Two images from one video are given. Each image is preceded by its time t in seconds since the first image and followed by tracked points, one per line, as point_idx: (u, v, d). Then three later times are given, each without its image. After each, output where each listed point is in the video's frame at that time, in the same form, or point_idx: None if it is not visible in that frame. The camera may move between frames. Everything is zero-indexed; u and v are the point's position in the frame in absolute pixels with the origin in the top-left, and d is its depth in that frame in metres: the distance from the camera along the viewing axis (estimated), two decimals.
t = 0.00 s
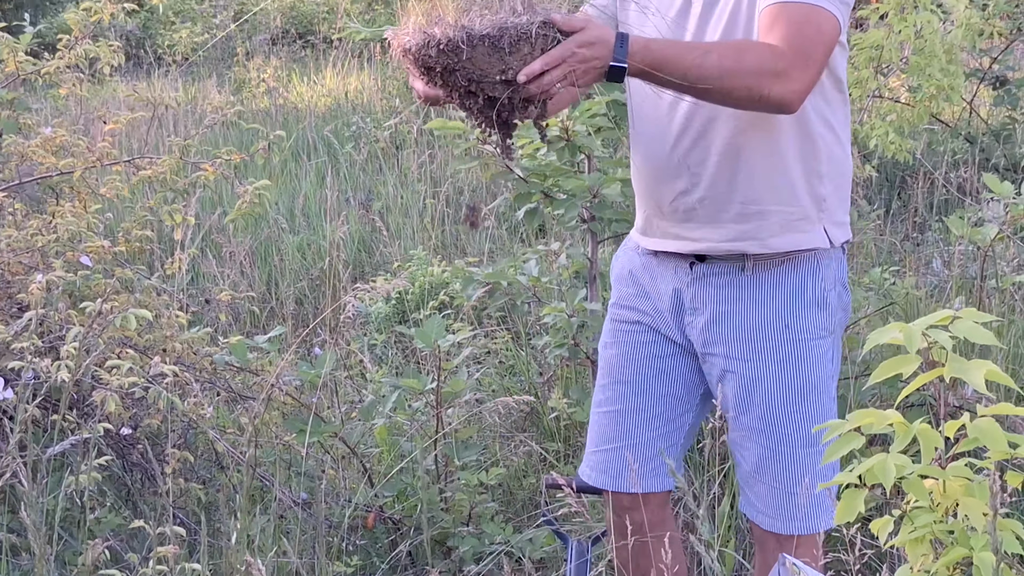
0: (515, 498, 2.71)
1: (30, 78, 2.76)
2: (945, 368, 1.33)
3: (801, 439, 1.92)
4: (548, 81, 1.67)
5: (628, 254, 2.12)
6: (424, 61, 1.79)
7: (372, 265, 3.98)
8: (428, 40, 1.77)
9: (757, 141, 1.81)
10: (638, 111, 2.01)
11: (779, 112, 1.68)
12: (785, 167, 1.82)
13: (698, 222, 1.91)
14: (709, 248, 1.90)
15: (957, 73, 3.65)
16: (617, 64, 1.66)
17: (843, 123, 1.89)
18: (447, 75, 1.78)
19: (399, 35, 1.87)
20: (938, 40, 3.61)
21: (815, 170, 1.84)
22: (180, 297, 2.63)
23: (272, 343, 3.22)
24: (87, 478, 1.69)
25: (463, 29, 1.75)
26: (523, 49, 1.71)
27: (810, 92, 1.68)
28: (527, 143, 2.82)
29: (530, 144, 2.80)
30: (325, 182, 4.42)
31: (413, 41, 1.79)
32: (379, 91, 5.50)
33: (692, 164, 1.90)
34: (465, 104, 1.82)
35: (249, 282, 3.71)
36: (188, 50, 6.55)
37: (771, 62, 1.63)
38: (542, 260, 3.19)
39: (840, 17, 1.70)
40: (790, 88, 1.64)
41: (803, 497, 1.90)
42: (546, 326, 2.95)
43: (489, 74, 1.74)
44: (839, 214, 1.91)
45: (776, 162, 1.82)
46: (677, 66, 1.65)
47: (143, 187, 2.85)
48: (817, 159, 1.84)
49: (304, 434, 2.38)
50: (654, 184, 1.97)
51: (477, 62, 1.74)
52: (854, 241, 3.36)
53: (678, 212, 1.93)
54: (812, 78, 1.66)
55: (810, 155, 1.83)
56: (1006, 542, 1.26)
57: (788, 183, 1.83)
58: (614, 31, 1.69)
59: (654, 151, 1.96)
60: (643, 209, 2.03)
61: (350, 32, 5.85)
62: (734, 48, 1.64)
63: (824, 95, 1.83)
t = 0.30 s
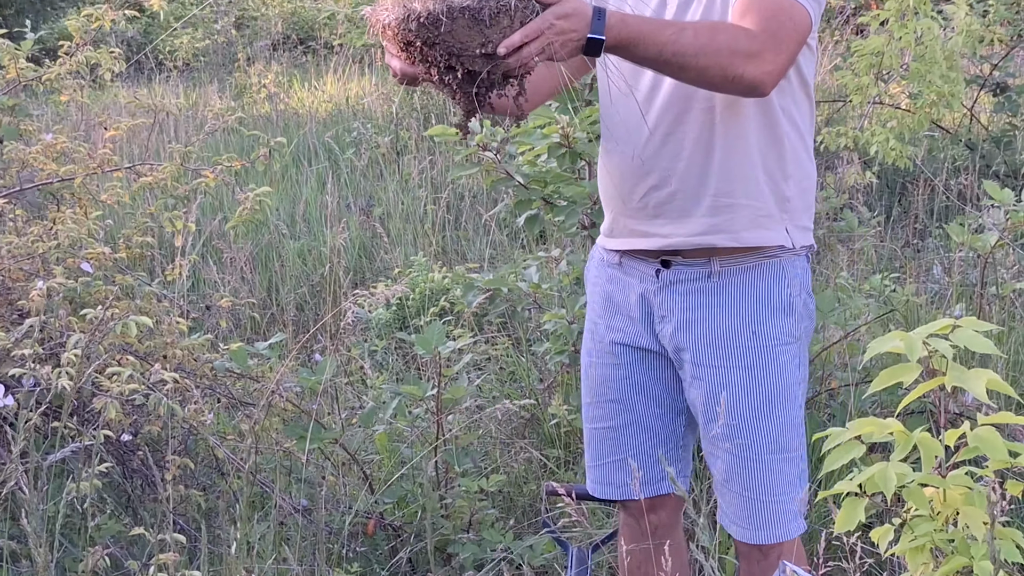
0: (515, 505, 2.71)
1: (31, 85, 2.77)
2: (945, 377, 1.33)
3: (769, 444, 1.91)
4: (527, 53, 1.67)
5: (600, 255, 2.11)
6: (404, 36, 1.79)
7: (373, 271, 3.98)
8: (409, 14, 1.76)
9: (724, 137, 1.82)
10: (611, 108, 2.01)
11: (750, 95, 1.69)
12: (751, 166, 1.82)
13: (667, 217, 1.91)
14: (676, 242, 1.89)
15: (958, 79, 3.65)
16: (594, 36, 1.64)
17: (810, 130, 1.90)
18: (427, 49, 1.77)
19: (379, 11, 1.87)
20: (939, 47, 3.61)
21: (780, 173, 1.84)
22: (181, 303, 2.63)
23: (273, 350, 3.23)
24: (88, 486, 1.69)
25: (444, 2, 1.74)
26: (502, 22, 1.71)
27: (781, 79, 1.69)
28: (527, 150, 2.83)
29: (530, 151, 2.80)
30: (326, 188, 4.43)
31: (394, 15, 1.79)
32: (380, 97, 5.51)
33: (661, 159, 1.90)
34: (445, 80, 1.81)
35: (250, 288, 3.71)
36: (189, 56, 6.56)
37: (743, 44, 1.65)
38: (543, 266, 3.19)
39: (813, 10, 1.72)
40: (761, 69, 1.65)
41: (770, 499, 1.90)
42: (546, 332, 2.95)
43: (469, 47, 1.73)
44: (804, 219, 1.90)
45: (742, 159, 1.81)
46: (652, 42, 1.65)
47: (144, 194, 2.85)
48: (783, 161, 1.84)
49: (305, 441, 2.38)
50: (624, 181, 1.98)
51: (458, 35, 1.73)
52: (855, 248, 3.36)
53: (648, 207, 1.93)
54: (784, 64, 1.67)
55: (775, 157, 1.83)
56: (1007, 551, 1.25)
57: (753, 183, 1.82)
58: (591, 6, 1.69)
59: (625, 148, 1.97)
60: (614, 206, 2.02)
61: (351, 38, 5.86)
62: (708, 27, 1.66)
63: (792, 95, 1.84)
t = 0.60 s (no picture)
0: (518, 542, 2.69)
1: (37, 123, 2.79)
2: (950, 418, 1.32)
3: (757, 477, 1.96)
4: (518, 81, 1.70)
5: (585, 291, 2.18)
6: (398, 59, 1.81)
7: (375, 306, 3.99)
8: (404, 37, 1.79)
9: (705, 176, 1.90)
10: (595, 148, 2.09)
11: (735, 129, 1.73)
12: (732, 203, 1.89)
13: (651, 254, 1.98)
14: (660, 277, 1.96)
15: (960, 116, 3.66)
16: (583, 65, 1.67)
17: (786, 170, 1.98)
18: (420, 72, 1.79)
19: (374, 33, 1.89)
20: (939, 83, 3.64)
21: (759, 210, 1.92)
22: (184, 339, 2.63)
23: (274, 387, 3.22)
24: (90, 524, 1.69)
25: (438, 27, 1.78)
26: (496, 48, 1.74)
27: (763, 114, 1.74)
28: (530, 187, 2.86)
29: (534, 188, 2.82)
30: (329, 224, 4.44)
31: (390, 37, 1.82)
32: (383, 132, 5.56)
33: (645, 198, 1.97)
34: (436, 104, 1.83)
35: (252, 323, 3.72)
36: (192, 92, 6.64)
37: (729, 77, 1.69)
38: (545, 302, 3.20)
39: (792, 49, 1.79)
40: (746, 102, 1.70)
41: (760, 531, 1.94)
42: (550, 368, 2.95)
43: (462, 72, 1.76)
44: (783, 254, 1.98)
45: (723, 196, 1.89)
46: (640, 72, 1.69)
47: (148, 231, 2.87)
48: (763, 198, 1.92)
49: (308, 477, 2.36)
50: (609, 218, 2.06)
51: (452, 60, 1.76)
52: (857, 283, 3.36)
53: (633, 245, 2.00)
54: (766, 99, 1.73)
55: (754, 195, 1.91)
56: None
57: (733, 220, 1.89)
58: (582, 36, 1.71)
59: (609, 187, 2.05)
60: (599, 242, 2.10)
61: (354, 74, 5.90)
62: (694, 61, 1.71)
63: (769, 135, 1.93)
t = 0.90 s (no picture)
0: None
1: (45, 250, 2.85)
2: (954, 554, 1.27)
3: None
4: (523, 205, 1.69)
5: (580, 414, 2.17)
6: (404, 183, 1.81)
7: (376, 428, 3.97)
8: (410, 162, 1.80)
9: (700, 302, 1.90)
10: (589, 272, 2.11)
11: (731, 255, 1.76)
12: (728, 329, 1.90)
13: (647, 381, 1.98)
14: (659, 403, 1.95)
15: (958, 239, 3.68)
16: (586, 192, 1.66)
17: (778, 292, 2.01)
18: (425, 196, 1.79)
19: (380, 158, 1.90)
20: (937, 206, 3.68)
21: (754, 335, 1.92)
22: (182, 465, 2.60)
23: (273, 512, 3.16)
24: None
25: (444, 152, 1.78)
26: (500, 173, 1.74)
27: (758, 242, 1.77)
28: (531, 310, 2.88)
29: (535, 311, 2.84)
30: (330, 343, 4.45)
31: (396, 162, 1.82)
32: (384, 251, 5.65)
33: (641, 323, 1.98)
34: (441, 227, 1.82)
35: (252, 446, 3.69)
36: (196, 211, 6.82)
37: (726, 205, 1.72)
38: (547, 425, 3.17)
39: (782, 178, 1.84)
40: (742, 231, 1.73)
41: None
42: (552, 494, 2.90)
43: (467, 196, 1.75)
44: (778, 378, 1.98)
45: (718, 323, 1.89)
46: (640, 199, 1.69)
47: (151, 355, 2.88)
48: (757, 323, 1.93)
49: None
50: (605, 342, 2.05)
51: (457, 184, 1.76)
52: (860, 407, 3.33)
53: (629, 371, 2.00)
54: (761, 228, 1.76)
55: (749, 320, 1.92)
56: None
57: (730, 345, 1.90)
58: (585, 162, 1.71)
59: (605, 311, 2.05)
60: (594, 365, 2.09)
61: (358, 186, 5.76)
62: (692, 189, 1.72)
63: (761, 259, 1.95)
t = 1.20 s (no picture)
0: None
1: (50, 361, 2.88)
2: None
3: None
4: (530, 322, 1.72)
5: (582, 524, 2.16)
6: (412, 299, 1.84)
7: (375, 539, 3.90)
8: (418, 280, 1.83)
9: (698, 415, 1.91)
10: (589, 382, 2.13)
11: (737, 364, 1.78)
12: (726, 442, 1.90)
13: (647, 493, 1.98)
14: (660, 517, 1.94)
15: (958, 347, 3.70)
16: (594, 305, 1.68)
17: (777, 401, 2.01)
18: (433, 313, 1.82)
19: (386, 274, 1.93)
20: (937, 314, 3.71)
21: (754, 448, 1.93)
22: None
23: None
24: None
25: (452, 270, 1.81)
26: (508, 291, 1.77)
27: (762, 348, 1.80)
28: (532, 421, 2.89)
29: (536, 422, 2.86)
30: (331, 451, 4.42)
31: (403, 279, 1.85)
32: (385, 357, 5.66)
33: (640, 437, 1.98)
34: (448, 342, 1.84)
35: (248, 558, 3.63)
36: (196, 317, 6.88)
37: (730, 315, 1.75)
38: (548, 537, 3.13)
39: (781, 286, 1.88)
40: (748, 339, 1.76)
41: None
42: None
43: (475, 313, 1.78)
44: (780, 490, 1.98)
45: (716, 437, 1.90)
46: (646, 311, 1.71)
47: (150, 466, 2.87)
48: (755, 434, 1.93)
49: None
50: (604, 454, 2.06)
51: (465, 302, 1.79)
52: (864, 519, 3.30)
53: (628, 485, 2.00)
54: (764, 335, 1.79)
55: (749, 433, 1.92)
56: None
57: (729, 459, 1.90)
58: (590, 276, 1.74)
59: (604, 421, 2.07)
60: (595, 475, 2.10)
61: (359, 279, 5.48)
62: (697, 299, 1.74)
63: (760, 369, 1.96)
